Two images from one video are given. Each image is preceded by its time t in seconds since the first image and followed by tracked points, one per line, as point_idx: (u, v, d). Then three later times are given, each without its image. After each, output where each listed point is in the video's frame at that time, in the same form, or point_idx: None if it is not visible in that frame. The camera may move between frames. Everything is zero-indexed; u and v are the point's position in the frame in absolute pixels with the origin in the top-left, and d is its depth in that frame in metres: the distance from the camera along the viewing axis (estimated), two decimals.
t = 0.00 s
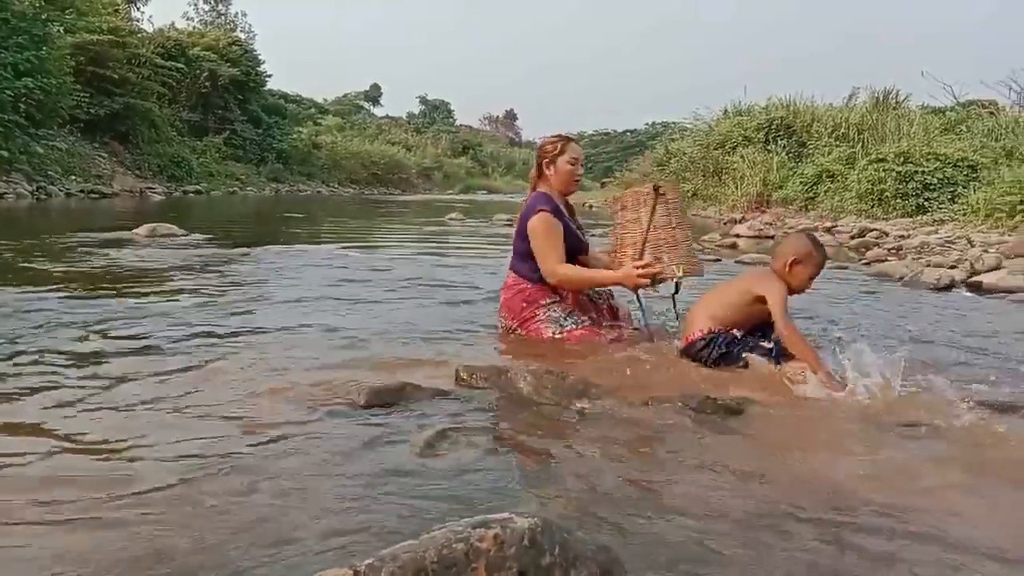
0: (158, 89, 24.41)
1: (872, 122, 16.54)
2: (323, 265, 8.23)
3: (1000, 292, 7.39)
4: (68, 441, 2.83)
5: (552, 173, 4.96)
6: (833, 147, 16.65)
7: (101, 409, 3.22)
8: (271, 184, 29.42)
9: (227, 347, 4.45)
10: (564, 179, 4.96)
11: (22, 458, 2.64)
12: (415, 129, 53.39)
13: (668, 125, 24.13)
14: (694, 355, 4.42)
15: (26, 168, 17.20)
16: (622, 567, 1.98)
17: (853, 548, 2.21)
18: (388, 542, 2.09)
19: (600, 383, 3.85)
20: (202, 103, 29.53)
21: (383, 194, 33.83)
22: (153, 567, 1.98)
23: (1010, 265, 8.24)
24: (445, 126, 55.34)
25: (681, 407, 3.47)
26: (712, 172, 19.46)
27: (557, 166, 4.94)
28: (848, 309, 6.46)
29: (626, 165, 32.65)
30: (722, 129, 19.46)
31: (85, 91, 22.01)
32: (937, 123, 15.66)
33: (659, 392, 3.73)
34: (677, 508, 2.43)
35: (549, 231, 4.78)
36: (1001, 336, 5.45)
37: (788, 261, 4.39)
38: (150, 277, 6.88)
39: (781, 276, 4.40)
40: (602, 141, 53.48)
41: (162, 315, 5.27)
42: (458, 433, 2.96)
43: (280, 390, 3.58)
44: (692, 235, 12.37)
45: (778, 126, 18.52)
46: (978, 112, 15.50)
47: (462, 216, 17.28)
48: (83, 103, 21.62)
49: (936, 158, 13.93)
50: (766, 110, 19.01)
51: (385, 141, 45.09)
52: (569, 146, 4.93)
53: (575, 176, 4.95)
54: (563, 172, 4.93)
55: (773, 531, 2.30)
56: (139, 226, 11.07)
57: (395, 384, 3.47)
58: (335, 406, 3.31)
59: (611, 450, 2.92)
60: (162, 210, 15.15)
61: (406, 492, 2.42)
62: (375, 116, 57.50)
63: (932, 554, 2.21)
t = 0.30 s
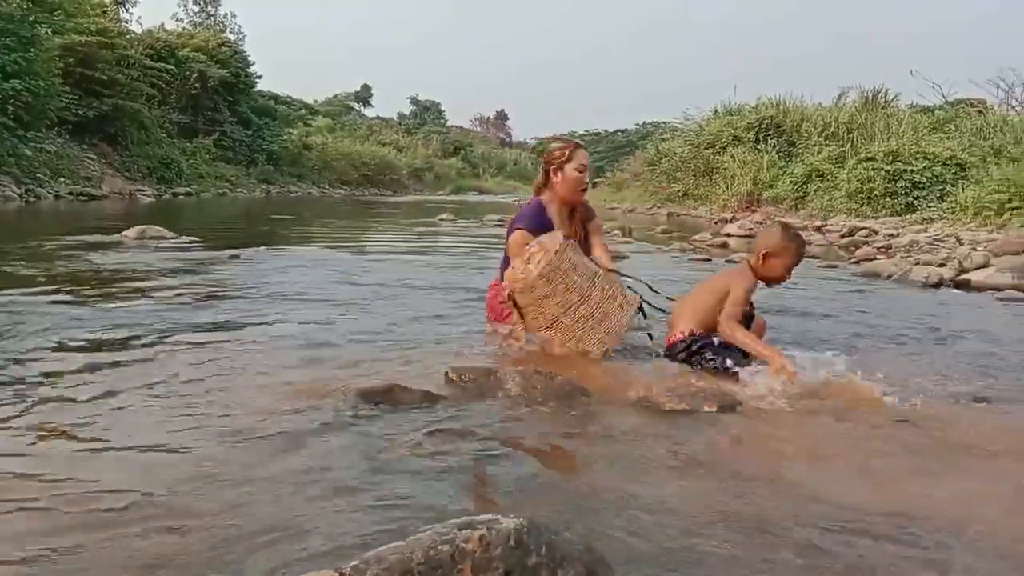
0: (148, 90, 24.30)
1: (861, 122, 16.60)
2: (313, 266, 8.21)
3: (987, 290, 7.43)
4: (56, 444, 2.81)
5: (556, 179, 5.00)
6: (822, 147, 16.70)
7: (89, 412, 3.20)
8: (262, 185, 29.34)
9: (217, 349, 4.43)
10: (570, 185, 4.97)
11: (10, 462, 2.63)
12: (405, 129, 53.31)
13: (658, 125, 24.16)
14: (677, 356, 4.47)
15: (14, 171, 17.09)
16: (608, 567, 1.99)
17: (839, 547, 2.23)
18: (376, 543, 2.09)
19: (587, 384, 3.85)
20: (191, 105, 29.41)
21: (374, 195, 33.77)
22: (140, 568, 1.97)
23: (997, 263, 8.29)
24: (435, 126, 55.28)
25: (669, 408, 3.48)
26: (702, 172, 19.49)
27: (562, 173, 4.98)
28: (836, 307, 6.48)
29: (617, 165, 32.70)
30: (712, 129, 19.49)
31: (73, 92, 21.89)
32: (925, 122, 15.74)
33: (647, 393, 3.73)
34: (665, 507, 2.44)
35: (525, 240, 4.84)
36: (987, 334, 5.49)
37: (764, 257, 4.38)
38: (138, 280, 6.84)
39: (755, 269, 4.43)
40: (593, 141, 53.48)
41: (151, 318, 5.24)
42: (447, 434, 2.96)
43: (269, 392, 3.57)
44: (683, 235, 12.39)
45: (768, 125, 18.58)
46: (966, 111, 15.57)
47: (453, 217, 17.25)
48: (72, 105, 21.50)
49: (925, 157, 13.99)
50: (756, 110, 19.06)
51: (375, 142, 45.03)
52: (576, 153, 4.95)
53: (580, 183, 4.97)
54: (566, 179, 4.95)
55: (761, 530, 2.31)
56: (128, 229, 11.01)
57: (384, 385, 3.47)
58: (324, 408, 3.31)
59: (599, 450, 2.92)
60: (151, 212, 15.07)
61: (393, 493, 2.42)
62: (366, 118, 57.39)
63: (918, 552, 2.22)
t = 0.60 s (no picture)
0: (133, 93, 24.20)
1: (847, 122, 16.71)
2: (299, 269, 8.19)
3: (971, 289, 7.49)
4: (39, 449, 2.80)
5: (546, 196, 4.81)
6: (808, 146, 16.80)
7: (72, 417, 3.19)
8: (249, 187, 29.26)
9: (202, 352, 4.42)
10: (558, 203, 4.80)
11: None
12: (393, 131, 53.23)
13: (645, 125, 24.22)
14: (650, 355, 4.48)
15: None
16: (590, 568, 1.99)
17: (820, 547, 2.24)
18: (359, 546, 2.09)
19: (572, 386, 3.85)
20: (177, 108, 29.28)
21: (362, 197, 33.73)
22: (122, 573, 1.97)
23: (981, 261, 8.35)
24: (423, 128, 55.23)
25: (655, 408, 3.50)
26: (689, 173, 19.56)
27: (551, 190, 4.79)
28: (823, 307, 6.52)
29: (605, 165, 32.78)
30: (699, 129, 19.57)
31: (58, 95, 21.75)
32: (910, 121, 15.85)
33: (631, 394, 3.73)
34: (648, 509, 2.45)
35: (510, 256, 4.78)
36: (970, 333, 5.53)
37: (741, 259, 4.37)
38: (124, 283, 6.81)
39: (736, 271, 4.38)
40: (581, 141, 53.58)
41: (136, 321, 5.22)
42: (433, 437, 2.96)
43: (254, 395, 3.57)
44: (670, 236, 12.43)
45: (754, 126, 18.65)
46: (950, 110, 15.68)
47: (441, 219, 17.25)
48: (57, 108, 21.38)
49: (910, 156, 14.09)
50: (742, 110, 19.14)
51: (362, 144, 44.94)
52: (566, 169, 4.73)
53: (570, 201, 4.76)
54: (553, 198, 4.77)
55: (745, 531, 2.32)
56: (113, 232, 10.95)
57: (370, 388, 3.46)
58: (309, 411, 3.31)
59: (584, 452, 2.93)
60: (137, 216, 15.00)
61: (377, 496, 2.42)
62: (353, 119, 57.28)
63: (902, 550, 2.24)
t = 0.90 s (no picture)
0: (117, 96, 24.08)
1: (832, 122, 16.83)
2: (285, 272, 8.17)
3: (955, 287, 7.56)
4: (21, 454, 2.80)
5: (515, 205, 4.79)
6: (793, 147, 16.90)
7: (54, 421, 3.17)
8: (235, 190, 29.17)
9: (188, 355, 4.41)
10: (526, 211, 4.76)
11: None
12: (380, 133, 53.16)
13: (632, 126, 24.29)
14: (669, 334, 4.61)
15: None
16: (572, 569, 2.00)
17: (800, 546, 2.25)
18: (340, 548, 2.09)
19: (557, 388, 3.86)
20: (163, 110, 29.14)
21: (349, 199, 33.68)
22: None
23: (965, 260, 8.43)
24: (410, 129, 55.20)
25: (639, 408, 3.51)
26: (676, 173, 19.64)
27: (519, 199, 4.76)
28: (807, 306, 6.57)
29: (592, 167, 32.86)
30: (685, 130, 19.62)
31: (42, 98, 21.59)
32: (895, 122, 15.97)
33: (617, 394, 3.76)
34: (631, 508, 2.46)
35: (489, 264, 4.80)
36: (954, 332, 5.57)
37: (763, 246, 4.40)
38: (107, 287, 6.77)
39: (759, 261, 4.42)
40: (569, 142, 53.72)
41: (120, 325, 5.19)
42: (416, 439, 2.96)
43: (237, 398, 3.56)
44: (656, 236, 12.48)
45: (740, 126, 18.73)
46: (934, 110, 15.80)
47: (428, 220, 17.26)
48: (41, 111, 21.25)
49: (894, 156, 14.18)
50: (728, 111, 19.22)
51: (349, 146, 44.87)
52: (532, 177, 4.71)
53: (538, 209, 4.73)
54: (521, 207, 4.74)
55: (727, 531, 2.33)
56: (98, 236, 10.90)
57: (354, 391, 3.47)
58: (294, 414, 3.30)
59: (568, 453, 2.95)
60: (122, 219, 14.92)
61: (359, 499, 2.42)
62: (340, 121, 57.15)
63: (884, 548, 2.25)
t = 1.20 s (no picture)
0: (105, 96, 23.99)
1: (820, 120, 16.89)
2: (275, 272, 8.15)
3: (942, 283, 7.60)
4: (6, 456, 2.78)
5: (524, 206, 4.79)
6: (782, 144, 16.94)
7: (39, 423, 3.15)
8: (224, 191, 29.07)
9: (175, 355, 4.38)
10: (535, 212, 4.76)
11: None
12: (370, 133, 53.04)
13: (621, 125, 24.32)
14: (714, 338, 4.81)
15: None
16: (558, 567, 2.00)
17: (785, 543, 2.26)
18: (326, 547, 2.08)
19: (546, 386, 3.87)
20: (151, 110, 28.98)
21: (339, 199, 33.60)
22: None
23: (953, 256, 8.47)
24: (400, 129, 55.13)
25: (627, 406, 3.52)
26: (666, 172, 19.66)
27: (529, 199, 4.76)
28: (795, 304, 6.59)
29: (582, 166, 32.87)
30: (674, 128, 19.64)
31: (29, 99, 21.42)
32: (883, 119, 16.04)
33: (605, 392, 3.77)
34: (618, 506, 2.46)
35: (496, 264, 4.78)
36: (941, 328, 5.60)
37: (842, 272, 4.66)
38: (94, 288, 6.73)
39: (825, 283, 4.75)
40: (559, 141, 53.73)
41: (106, 326, 5.16)
42: (403, 438, 2.96)
43: (224, 399, 3.55)
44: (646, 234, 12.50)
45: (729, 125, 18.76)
46: (922, 107, 15.88)
47: (417, 219, 17.24)
48: (28, 112, 21.09)
49: (883, 153, 14.23)
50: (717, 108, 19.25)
51: (339, 146, 44.79)
52: (543, 176, 4.70)
53: (547, 209, 4.72)
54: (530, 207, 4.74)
55: (713, 528, 2.34)
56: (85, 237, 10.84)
57: (341, 391, 3.45)
58: (281, 414, 3.29)
59: (556, 451, 2.95)
60: (110, 220, 14.85)
61: (346, 498, 2.41)
62: (330, 121, 56.98)
63: (872, 543, 2.26)
